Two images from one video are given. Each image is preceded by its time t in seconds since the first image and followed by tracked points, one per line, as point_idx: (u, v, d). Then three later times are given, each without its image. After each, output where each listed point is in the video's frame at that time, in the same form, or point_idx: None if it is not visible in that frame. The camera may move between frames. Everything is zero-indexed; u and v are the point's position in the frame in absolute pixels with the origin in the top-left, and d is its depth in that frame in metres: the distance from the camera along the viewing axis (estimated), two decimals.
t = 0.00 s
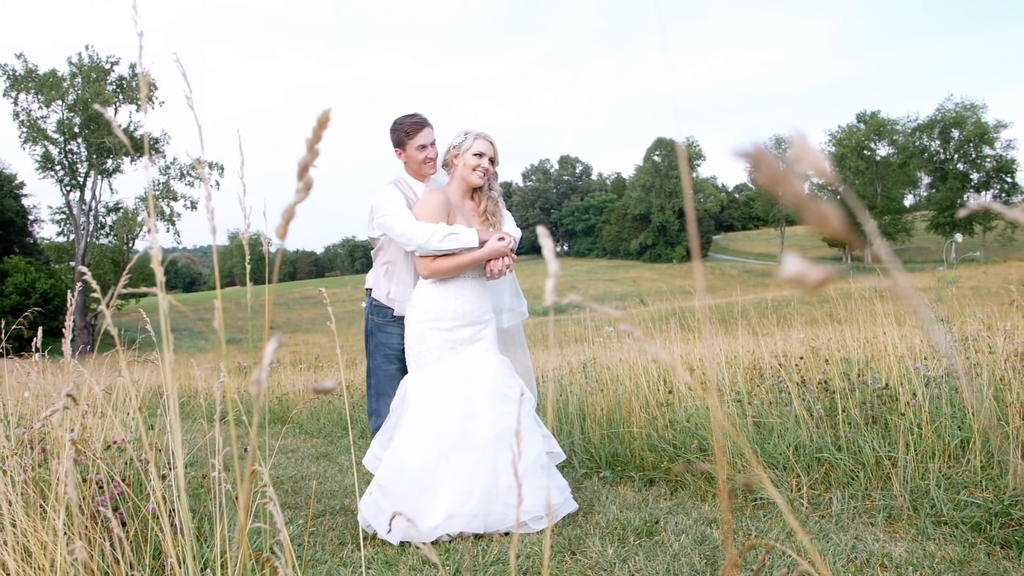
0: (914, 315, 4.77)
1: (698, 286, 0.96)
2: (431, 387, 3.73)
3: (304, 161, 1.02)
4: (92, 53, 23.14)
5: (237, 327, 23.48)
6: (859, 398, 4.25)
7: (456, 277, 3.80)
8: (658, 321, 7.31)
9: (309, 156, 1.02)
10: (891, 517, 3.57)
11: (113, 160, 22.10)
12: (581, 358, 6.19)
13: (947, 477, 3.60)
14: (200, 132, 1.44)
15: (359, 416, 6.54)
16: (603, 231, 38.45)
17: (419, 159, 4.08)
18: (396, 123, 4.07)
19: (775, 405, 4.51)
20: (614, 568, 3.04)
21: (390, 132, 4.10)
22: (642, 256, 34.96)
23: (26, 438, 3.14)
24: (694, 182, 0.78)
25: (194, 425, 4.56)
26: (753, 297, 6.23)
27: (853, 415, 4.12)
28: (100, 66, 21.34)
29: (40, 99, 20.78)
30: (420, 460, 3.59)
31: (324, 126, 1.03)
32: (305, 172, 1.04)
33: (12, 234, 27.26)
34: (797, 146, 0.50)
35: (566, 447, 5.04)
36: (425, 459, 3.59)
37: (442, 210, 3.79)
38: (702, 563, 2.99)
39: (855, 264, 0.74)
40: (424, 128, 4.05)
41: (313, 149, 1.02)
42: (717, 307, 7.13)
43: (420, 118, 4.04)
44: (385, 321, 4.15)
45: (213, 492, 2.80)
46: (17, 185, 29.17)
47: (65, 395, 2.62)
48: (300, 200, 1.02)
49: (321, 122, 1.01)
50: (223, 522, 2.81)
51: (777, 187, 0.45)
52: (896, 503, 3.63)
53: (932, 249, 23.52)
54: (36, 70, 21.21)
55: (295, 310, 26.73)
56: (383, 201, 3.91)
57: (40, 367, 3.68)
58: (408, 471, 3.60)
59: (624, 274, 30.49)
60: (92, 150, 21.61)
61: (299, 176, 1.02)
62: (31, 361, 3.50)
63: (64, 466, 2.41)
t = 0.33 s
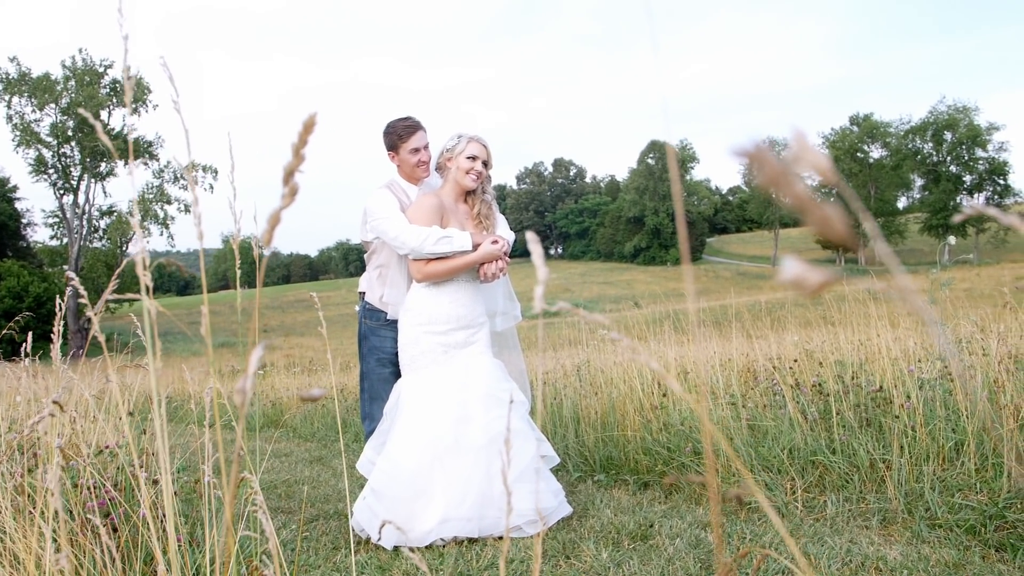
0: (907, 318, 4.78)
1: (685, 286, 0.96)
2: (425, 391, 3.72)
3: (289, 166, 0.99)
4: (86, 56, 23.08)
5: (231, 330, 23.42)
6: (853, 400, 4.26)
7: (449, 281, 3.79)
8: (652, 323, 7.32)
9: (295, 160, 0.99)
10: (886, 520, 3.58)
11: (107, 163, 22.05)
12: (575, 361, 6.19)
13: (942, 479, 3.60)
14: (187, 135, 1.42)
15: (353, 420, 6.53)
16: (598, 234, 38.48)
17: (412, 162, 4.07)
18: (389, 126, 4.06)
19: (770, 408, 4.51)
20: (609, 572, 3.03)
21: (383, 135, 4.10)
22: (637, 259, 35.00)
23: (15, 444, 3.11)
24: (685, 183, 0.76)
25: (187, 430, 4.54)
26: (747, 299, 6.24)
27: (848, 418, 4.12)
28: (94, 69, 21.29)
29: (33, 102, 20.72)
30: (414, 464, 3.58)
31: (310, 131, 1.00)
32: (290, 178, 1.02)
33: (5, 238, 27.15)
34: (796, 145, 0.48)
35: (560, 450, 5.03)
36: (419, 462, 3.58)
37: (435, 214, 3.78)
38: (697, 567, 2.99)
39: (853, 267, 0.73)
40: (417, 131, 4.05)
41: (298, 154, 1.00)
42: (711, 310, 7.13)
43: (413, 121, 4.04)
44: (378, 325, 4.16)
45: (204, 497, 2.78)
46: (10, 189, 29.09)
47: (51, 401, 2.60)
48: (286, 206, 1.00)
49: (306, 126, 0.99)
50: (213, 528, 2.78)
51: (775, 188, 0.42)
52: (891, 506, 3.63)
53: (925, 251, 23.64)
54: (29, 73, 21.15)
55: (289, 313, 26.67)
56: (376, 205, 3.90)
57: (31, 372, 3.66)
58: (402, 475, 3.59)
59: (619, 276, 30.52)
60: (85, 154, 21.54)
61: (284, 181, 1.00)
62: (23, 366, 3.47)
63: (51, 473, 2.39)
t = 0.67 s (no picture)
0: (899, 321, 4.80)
1: (674, 289, 0.97)
2: (418, 395, 3.71)
3: (273, 169, 0.99)
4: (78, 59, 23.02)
5: (225, 334, 23.35)
6: (846, 403, 4.27)
7: (442, 284, 3.79)
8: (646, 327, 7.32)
9: (279, 164, 0.98)
10: (880, 523, 3.58)
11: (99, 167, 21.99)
12: (569, 364, 6.18)
13: (934, 481, 3.61)
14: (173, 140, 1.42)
15: (346, 424, 6.51)
16: (592, 237, 38.51)
17: (405, 166, 4.07)
18: (381, 130, 4.06)
19: (763, 411, 4.52)
20: None
21: (376, 138, 4.10)
22: (631, 262, 35.03)
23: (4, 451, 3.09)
24: (675, 186, 0.78)
25: (179, 434, 4.52)
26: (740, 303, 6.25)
27: (842, 420, 4.13)
28: (86, 73, 21.22)
29: (25, 105, 20.65)
30: (408, 468, 3.57)
31: (296, 133, 1.00)
32: (276, 182, 1.01)
33: None
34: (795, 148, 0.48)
35: (554, 453, 5.03)
36: (412, 466, 3.56)
37: (428, 217, 3.77)
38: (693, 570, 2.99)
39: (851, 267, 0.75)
40: (409, 134, 4.04)
41: (283, 157, 0.99)
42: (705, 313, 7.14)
43: (406, 125, 4.04)
44: (372, 329, 4.13)
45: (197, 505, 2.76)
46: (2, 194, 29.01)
47: (36, 408, 2.57)
48: (271, 210, 0.99)
49: (292, 129, 0.99)
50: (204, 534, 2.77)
51: (772, 192, 0.43)
52: (885, 509, 3.63)
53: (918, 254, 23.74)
54: (21, 77, 21.07)
55: (284, 317, 26.60)
56: (369, 208, 3.89)
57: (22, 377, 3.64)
58: (395, 480, 3.57)
59: (613, 279, 30.55)
60: (78, 158, 21.46)
61: (269, 185, 0.99)
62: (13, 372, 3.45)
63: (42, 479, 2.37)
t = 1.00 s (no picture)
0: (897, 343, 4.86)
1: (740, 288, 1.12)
2: (429, 398, 3.76)
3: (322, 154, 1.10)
4: (95, 73, 23.42)
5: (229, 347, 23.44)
6: (840, 422, 4.31)
7: (453, 292, 3.87)
8: (646, 349, 7.35)
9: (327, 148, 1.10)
10: (867, 533, 3.60)
11: (111, 178, 22.27)
12: (571, 380, 6.23)
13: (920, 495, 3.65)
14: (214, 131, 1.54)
15: (348, 433, 6.55)
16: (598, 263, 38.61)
17: (421, 180, 4.21)
18: (399, 145, 4.18)
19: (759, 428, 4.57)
20: (599, 572, 3.10)
21: (392, 153, 4.22)
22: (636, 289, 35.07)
23: (15, 445, 3.15)
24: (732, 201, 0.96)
25: (186, 434, 4.60)
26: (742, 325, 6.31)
27: (834, 437, 4.16)
28: (102, 86, 21.58)
29: (41, 117, 20.98)
30: (416, 469, 3.63)
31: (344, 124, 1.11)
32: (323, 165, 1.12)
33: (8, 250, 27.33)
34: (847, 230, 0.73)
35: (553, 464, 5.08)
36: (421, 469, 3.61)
37: (441, 227, 3.86)
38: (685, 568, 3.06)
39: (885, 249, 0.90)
40: (427, 151, 4.19)
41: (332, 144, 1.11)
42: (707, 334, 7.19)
43: (424, 142, 4.18)
44: (384, 334, 4.29)
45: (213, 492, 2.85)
46: (15, 202, 29.35)
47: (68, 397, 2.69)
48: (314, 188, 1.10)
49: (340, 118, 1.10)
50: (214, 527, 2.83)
51: (825, 231, 0.72)
52: (871, 519, 3.65)
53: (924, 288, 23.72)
54: (39, 88, 21.43)
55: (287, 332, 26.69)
56: (383, 218, 3.98)
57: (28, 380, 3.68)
58: (404, 479, 3.63)
59: (617, 305, 30.58)
60: (90, 169, 21.74)
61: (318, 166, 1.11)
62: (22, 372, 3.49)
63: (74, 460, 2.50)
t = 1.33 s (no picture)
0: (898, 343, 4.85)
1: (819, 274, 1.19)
2: (428, 397, 3.76)
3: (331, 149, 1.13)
4: (94, 74, 23.45)
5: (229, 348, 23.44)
6: (841, 421, 4.30)
7: (453, 291, 3.87)
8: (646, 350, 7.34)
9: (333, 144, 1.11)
10: (868, 532, 3.59)
11: (111, 179, 22.30)
12: (572, 380, 6.23)
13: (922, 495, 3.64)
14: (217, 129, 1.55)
15: (349, 434, 6.55)
16: (598, 263, 38.60)
17: (421, 179, 4.21)
18: (399, 144, 4.19)
19: (760, 428, 4.58)
20: (600, 571, 3.10)
21: (392, 152, 4.22)
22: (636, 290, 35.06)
23: (16, 442, 3.15)
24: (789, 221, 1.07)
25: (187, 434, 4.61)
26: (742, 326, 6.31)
27: (834, 437, 4.15)
28: (102, 86, 21.60)
29: (42, 117, 21.00)
30: (416, 468, 3.62)
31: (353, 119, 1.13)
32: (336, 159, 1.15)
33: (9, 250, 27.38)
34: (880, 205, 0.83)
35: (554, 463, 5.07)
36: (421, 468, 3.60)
37: (441, 226, 3.86)
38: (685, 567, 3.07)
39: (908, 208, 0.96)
40: (427, 150, 4.19)
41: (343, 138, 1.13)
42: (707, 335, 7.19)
43: (423, 140, 4.18)
44: (384, 333, 4.29)
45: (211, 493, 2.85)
46: (15, 203, 29.40)
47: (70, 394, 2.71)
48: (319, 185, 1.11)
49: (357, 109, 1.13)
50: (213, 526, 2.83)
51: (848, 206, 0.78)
52: (872, 518, 3.65)
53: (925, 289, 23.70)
54: (39, 89, 21.45)
55: (288, 332, 26.70)
56: (383, 217, 3.98)
57: (26, 379, 3.67)
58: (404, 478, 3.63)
59: (617, 306, 30.57)
60: (90, 169, 21.76)
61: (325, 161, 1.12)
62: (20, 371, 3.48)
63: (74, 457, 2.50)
